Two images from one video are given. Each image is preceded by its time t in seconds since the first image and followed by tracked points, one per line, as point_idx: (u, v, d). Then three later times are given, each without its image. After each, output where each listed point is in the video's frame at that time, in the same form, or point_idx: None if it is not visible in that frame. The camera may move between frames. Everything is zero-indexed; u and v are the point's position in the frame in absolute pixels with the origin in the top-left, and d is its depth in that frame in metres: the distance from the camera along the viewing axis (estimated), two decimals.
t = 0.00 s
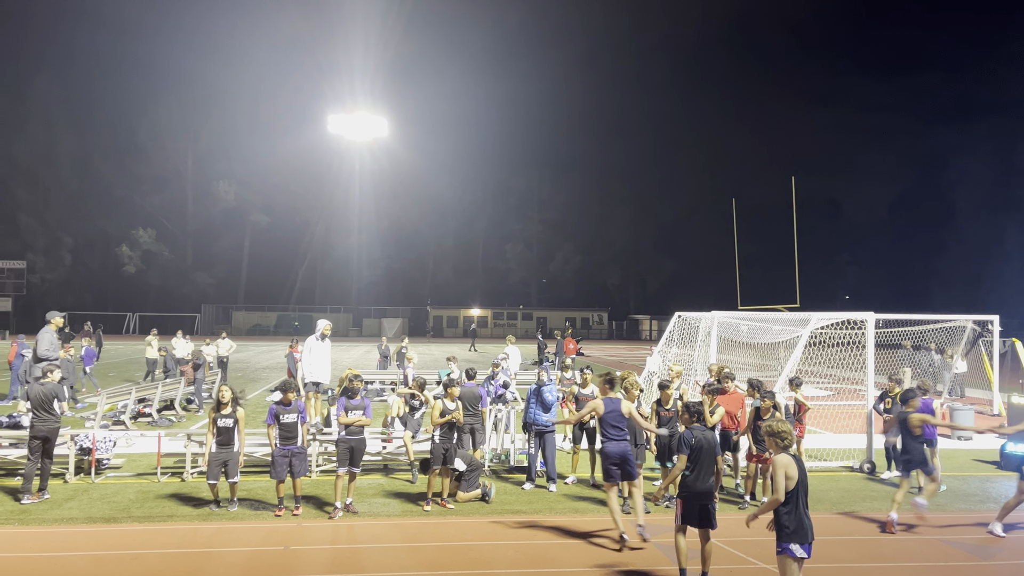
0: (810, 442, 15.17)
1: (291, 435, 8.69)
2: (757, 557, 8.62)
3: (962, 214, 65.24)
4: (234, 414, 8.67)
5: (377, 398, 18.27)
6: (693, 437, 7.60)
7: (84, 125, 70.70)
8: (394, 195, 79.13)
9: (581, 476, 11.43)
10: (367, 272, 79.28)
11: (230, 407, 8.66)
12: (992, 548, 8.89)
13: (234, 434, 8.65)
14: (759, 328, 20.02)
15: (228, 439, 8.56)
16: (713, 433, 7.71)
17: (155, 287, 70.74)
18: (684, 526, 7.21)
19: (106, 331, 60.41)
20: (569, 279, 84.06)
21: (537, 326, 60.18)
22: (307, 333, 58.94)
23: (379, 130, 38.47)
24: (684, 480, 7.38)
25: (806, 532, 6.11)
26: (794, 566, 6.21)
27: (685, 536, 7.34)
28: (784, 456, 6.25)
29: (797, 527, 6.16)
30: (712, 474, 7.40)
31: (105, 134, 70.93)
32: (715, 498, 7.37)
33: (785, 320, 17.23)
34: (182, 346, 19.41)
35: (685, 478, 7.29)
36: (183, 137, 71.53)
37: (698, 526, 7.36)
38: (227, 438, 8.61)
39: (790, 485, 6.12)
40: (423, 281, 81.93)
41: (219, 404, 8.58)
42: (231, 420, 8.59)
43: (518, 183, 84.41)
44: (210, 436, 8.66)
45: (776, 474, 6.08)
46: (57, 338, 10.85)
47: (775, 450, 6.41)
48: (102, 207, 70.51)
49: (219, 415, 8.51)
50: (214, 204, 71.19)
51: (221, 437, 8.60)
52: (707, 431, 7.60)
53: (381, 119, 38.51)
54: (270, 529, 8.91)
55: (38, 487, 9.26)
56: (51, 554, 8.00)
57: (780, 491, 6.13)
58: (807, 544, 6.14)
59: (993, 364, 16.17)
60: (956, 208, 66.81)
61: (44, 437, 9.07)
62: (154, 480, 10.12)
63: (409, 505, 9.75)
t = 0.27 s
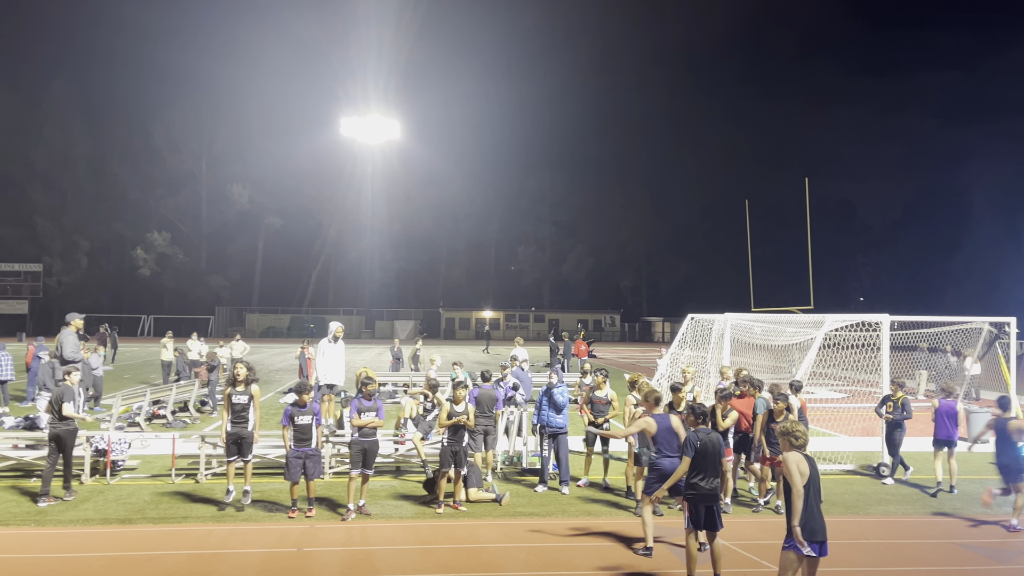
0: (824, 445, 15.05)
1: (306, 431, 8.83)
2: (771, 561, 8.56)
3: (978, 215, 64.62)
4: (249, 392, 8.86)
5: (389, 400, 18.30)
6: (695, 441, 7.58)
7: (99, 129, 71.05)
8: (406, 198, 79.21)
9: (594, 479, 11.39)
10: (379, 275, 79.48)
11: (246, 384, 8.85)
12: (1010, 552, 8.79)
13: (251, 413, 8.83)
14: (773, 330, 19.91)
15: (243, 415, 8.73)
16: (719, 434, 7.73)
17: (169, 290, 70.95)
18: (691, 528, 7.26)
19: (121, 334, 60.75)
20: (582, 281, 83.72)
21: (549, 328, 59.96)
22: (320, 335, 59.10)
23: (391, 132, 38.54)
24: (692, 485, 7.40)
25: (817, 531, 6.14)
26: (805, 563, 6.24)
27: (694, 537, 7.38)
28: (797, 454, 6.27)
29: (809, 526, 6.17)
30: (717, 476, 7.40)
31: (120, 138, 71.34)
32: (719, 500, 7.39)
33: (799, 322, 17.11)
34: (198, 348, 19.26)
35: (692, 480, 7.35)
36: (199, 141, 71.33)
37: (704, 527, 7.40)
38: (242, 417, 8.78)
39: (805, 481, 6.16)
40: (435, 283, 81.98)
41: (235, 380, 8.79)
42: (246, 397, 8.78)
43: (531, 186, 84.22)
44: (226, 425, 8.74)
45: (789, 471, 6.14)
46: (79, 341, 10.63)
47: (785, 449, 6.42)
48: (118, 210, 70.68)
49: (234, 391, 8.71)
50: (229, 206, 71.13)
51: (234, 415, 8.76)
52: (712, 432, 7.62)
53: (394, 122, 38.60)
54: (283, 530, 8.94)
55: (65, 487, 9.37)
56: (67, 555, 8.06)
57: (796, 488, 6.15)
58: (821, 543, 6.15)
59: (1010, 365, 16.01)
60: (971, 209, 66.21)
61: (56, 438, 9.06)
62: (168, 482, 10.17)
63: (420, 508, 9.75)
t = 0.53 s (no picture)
0: (841, 447, 14.92)
1: (322, 432, 8.94)
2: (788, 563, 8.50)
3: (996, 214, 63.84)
4: (266, 416, 8.84)
5: (405, 401, 18.33)
6: (704, 443, 7.60)
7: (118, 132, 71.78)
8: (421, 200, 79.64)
9: (610, 480, 11.35)
10: (394, 276, 80.06)
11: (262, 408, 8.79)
12: None
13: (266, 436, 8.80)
14: (789, 331, 19.79)
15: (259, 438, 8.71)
16: (726, 437, 7.71)
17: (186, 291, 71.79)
18: (701, 531, 7.23)
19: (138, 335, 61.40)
20: (596, 282, 83.60)
21: (563, 329, 59.88)
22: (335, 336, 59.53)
23: (406, 134, 38.71)
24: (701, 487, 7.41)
25: (829, 531, 6.12)
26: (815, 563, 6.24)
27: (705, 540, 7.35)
28: (808, 453, 6.26)
29: (820, 526, 6.14)
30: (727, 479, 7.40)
31: (138, 142, 73.22)
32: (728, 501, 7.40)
33: (815, 323, 16.99)
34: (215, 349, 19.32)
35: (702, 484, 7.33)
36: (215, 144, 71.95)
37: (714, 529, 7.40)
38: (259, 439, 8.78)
39: (816, 480, 6.12)
40: (449, 284, 82.33)
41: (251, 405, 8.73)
42: (262, 422, 8.75)
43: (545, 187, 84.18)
44: (242, 449, 8.81)
45: (801, 470, 6.10)
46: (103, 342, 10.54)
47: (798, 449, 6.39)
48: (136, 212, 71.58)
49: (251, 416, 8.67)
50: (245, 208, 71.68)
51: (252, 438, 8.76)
52: (719, 436, 7.60)
53: (409, 124, 38.80)
54: (299, 531, 8.99)
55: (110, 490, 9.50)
56: (86, 556, 8.14)
57: (808, 486, 6.11)
58: (833, 543, 6.11)
59: None
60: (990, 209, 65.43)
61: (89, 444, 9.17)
62: (185, 482, 10.24)
63: (435, 509, 9.76)
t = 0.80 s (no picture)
0: (861, 450, 14.77)
1: (344, 433, 8.99)
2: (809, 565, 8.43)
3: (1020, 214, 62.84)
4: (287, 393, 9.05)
5: (423, 403, 18.36)
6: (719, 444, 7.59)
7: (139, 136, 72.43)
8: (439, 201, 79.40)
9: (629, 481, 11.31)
10: (412, 278, 79.97)
11: (284, 386, 9.04)
12: None
13: (288, 416, 9.03)
14: (810, 332, 19.61)
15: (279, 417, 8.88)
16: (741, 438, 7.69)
17: (207, 293, 72.47)
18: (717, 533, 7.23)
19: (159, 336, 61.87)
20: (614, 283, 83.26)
21: (582, 331, 59.58)
22: (353, 338, 59.52)
23: (424, 136, 38.82)
24: (717, 489, 7.39)
25: (838, 533, 6.17)
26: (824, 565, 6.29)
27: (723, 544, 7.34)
28: (816, 458, 6.33)
29: (830, 528, 6.20)
30: (744, 480, 7.37)
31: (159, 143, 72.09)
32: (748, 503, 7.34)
33: (836, 325, 16.85)
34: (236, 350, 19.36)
35: (718, 485, 7.32)
36: (235, 146, 72.22)
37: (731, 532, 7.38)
38: (280, 418, 8.99)
39: (822, 485, 6.21)
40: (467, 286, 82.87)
41: (274, 381, 8.98)
42: (284, 398, 8.98)
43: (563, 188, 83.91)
44: (264, 427, 8.98)
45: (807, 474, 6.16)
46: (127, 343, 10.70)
47: (807, 451, 6.45)
48: (157, 215, 71.94)
49: (274, 393, 8.91)
50: (264, 210, 71.99)
51: (272, 417, 8.96)
52: (734, 436, 7.57)
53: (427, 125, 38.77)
54: (320, 531, 9.03)
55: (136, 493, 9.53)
56: (108, 554, 8.22)
57: (814, 490, 6.19)
58: (842, 545, 6.18)
59: None
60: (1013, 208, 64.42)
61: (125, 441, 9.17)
62: (206, 483, 10.32)
63: (453, 510, 9.77)
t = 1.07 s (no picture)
0: (886, 451, 14.60)
1: (368, 432, 9.05)
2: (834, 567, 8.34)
3: None
4: (311, 402, 9.21)
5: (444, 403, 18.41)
6: (743, 445, 7.53)
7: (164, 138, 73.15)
8: (458, 203, 79.80)
9: (651, 482, 11.26)
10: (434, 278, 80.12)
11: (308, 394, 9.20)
12: None
13: (312, 422, 9.19)
14: (834, 333, 19.49)
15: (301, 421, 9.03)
16: (767, 439, 7.59)
17: (230, 294, 73.19)
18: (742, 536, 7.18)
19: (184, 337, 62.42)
20: (635, 283, 82.91)
21: (602, 331, 59.59)
22: (374, 338, 59.83)
23: (444, 137, 38.95)
24: (740, 488, 7.34)
25: (853, 535, 6.12)
26: (842, 567, 6.23)
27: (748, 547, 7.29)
28: (827, 458, 6.29)
29: (844, 529, 6.16)
30: (766, 480, 7.30)
31: (183, 147, 73.14)
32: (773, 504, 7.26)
33: (860, 326, 16.79)
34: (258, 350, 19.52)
35: (739, 487, 7.27)
36: (257, 149, 73.63)
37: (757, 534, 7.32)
38: (303, 424, 9.16)
39: (832, 487, 6.14)
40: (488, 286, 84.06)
41: (297, 390, 9.16)
42: (307, 406, 9.15)
43: (583, 188, 83.91)
44: (288, 435, 9.13)
45: (816, 476, 6.13)
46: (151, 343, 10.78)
47: (820, 453, 6.41)
48: (181, 217, 72.54)
49: (297, 401, 9.09)
50: (286, 212, 72.86)
51: (296, 423, 9.14)
52: (758, 437, 7.49)
53: (446, 126, 38.89)
54: (342, 531, 9.08)
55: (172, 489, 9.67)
56: (134, 552, 8.31)
57: (824, 492, 6.16)
58: (858, 546, 6.13)
59: None
60: None
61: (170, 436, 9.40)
62: (229, 482, 10.41)
63: (475, 509, 9.78)
